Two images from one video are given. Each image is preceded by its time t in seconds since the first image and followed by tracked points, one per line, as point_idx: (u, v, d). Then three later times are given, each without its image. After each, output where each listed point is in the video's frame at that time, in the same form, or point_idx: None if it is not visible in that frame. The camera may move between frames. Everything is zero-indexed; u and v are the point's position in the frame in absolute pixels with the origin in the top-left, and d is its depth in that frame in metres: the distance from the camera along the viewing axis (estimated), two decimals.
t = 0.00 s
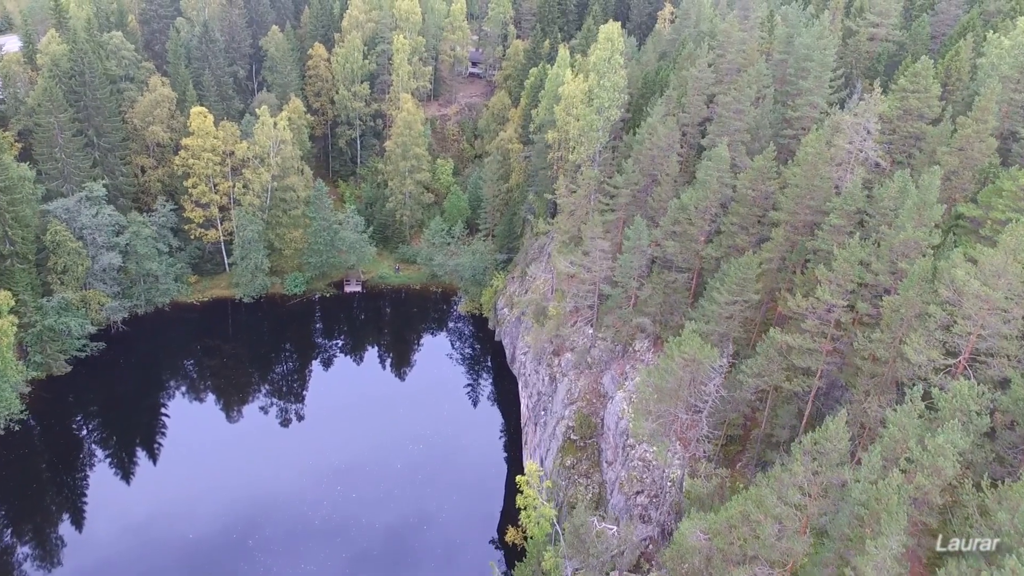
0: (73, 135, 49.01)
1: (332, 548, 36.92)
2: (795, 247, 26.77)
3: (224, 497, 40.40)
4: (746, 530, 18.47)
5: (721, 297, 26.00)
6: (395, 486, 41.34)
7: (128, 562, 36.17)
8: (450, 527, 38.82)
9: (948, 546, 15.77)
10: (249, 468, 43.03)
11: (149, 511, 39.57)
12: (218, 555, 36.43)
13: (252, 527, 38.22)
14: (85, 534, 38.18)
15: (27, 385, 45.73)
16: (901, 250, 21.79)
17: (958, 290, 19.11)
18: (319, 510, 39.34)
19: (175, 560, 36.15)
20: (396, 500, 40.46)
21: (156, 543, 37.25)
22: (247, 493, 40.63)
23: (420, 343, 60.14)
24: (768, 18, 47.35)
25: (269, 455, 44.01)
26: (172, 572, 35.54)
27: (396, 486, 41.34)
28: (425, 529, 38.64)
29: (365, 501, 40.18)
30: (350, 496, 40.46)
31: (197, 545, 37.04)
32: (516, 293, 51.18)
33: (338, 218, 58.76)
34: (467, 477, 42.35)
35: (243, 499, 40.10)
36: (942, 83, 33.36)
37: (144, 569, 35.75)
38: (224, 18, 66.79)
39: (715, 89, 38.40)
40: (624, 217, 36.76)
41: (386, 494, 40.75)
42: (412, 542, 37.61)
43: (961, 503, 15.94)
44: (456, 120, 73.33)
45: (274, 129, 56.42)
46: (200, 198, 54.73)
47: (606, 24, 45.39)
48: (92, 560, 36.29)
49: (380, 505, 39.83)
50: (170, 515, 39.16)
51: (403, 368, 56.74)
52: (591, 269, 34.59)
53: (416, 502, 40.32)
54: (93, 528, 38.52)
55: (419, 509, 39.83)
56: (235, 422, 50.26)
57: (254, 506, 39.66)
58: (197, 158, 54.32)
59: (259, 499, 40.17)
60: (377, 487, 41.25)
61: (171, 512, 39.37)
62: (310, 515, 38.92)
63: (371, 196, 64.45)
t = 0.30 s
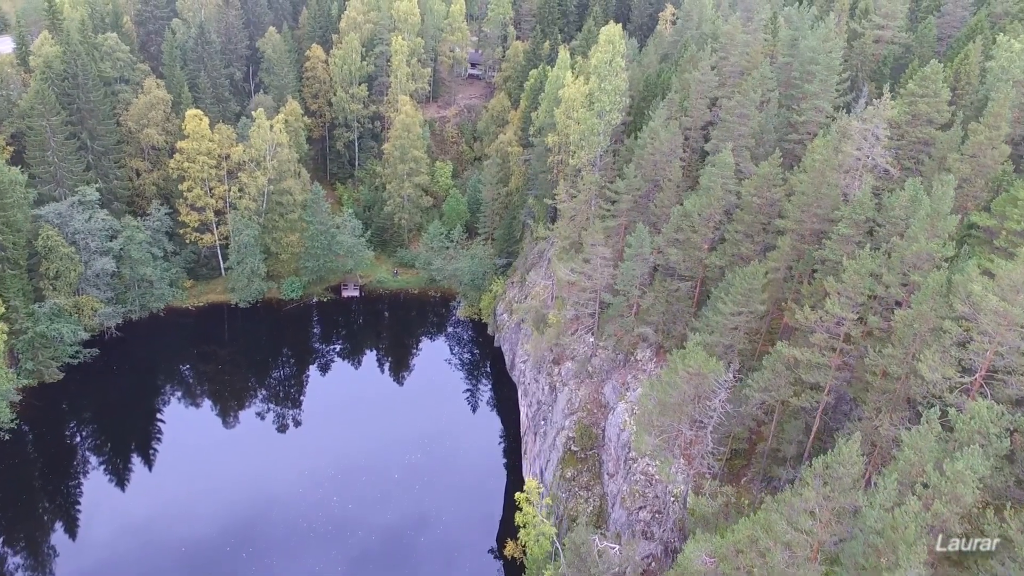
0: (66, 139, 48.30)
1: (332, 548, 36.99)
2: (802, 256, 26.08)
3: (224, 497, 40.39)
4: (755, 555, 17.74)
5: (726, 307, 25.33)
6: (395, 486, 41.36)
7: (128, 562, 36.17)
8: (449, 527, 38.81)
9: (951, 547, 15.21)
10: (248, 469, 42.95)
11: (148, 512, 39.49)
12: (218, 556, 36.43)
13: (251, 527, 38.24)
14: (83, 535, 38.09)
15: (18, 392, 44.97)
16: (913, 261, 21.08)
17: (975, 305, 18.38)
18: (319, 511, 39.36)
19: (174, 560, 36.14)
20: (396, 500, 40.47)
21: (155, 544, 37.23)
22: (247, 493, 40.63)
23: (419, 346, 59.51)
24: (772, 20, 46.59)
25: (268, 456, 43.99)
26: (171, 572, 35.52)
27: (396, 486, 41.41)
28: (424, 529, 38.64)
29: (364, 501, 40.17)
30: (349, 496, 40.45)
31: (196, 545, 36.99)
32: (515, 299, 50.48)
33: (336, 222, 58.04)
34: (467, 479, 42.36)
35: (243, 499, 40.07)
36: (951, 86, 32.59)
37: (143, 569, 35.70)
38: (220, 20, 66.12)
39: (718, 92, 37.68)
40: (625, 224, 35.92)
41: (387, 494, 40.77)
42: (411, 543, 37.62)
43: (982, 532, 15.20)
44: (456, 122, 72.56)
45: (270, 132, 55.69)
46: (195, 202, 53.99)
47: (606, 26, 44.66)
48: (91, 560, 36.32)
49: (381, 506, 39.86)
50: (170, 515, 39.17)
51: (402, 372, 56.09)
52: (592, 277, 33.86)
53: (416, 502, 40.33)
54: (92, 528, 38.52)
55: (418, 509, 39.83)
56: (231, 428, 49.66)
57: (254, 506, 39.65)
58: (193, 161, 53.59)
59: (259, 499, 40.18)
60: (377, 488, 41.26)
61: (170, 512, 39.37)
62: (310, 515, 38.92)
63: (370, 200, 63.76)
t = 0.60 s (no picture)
0: (59, 141, 47.65)
1: (332, 548, 36.79)
2: (808, 265, 25.49)
3: (223, 497, 40.19)
4: None
5: (731, 317, 24.74)
6: (395, 486, 41.20)
7: (127, 561, 35.97)
8: (449, 527, 38.60)
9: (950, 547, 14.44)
10: (247, 470, 42.70)
11: (147, 512, 39.29)
12: (218, 555, 36.22)
13: (251, 526, 38.07)
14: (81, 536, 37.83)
15: (9, 399, 44.24)
16: (924, 272, 20.45)
17: (991, 320, 17.75)
18: (318, 511, 39.17)
19: (173, 560, 35.95)
20: (396, 500, 40.26)
21: (154, 544, 37.03)
22: (246, 494, 40.43)
23: (418, 350, 58.93)
24: (775, 21, 45.96)
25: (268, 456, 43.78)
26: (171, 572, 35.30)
27: (396, 486, 41.25)
28: (424, 529, 38.42)
29: (364, 502, 39.96)
30: (348, 497, 40.25)
31: (196, 545, 36.77)
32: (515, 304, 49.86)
33: (333, 225, 57.38)
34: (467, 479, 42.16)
35: (242, 499, 39.86)
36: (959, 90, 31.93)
37: (143, 570, 35.47)
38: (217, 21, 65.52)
39: (721, 96, 37.07)
40: (627, 229, 35.24)
41: (386, 494, 40.59)
42: (411, 542, 37.41)
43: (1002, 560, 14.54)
44: (455, 124, 71.92)
45: (267, 134, 55.06)
46: (191, 206, 53.30)
47: (608, 28, 44.02)
48: (91, 559, 36.13)
49: (381, 507, 39.66)
50: (169, 515, 38.97)
51: (400, 376, 55.48)
52: (593, 284, 33.22)
53: (415, 502, 40.15)
54: (91, 528, 38.33)
55: (418, 509, 39.64)
56: (228, 432, 49.08)
57: (253, 506, 39.45)
58: (189, 164, 52.94)
59: (257, 499, 39.98)
60: (377, 488, 41.06)
61: (169, 512, 39.18)
62: (309, 515, 38.73)
63: (368, 202, 63.20)
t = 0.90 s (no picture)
0: (52, 145, 46.92)
1: (332, 548, 36.57)
2: (816, 275, 24.82)
3: (221, 498, 39.97)
4: None
5: (736, 330, 24.06)
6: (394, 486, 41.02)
7: (125, 563, 35.69)
8: (449, 527, 38.37)
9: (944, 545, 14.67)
10: (245, 472, 42.39)
11: (146, 512, 39.05)
12: (218, 555, 35.99)
13: (250, 527, 37.80)
14: (78, 537, 37.57)
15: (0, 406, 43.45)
16: (939, 286, 19.74)
17: (1011, 338, 17.05)
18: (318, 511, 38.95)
19: (171, 560, 35.69)
20: (396, 501, 40.01)
21: (153, 545, 36.77)
22: (245, 494, 40.21)
23: (417, 354, 58.24)
24: (779, 23, 45.25)
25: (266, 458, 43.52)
26: (169, 573, 35.02)
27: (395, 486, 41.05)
28: (424, 529, 38.20)
29: (363, 502, 39.74)
30: (348, 498, 40.03)
31: (195, 545, 36.54)
32: (515, 310, 49.14)
33: (331, 230, 56.63)
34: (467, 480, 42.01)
35: (240, 500, 39.62)
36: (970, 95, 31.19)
37: (141, 570, 35.23)
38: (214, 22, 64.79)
39: (725, 100, 36.38)
40: (629, 236, 34.46)
41: (386, 495, 40.39)
42: (411, 543, 37.13)
43: None
44: (454, 126, 71.21)
45: (264, 138, 54.33)
46: (186, 210, 52.58)
47: (609, 30, 43.30)
48: (88, 560, 35.88)
49: (380, 507, 39.44)
50: (168, 515, 38.75)
51: (399, 381, 54.78)
52: (594, 293, 32.46)
53: (415, 503, 39.92)
54: (88, 530, 38.07)
55: (417, 510, 39.40)
56: (225, 438, 48.39)
57: (253, 507, 39.22)
58: (184, 167, 52.19)
59: (256, 500, 39.76)
60: (376, 488, 40.84)
61: (168, 512, 38.97)
62: (309, 516, 38.49)
63: (366, 206, 62.52)
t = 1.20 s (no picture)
0: (45, 148, 46.26)
1: (332, 548, 36.81)
2: (823, 285, 24.23)
3: (222, 498, 40.23)
4: None
5: (742, 342, 23.42)
6: (394, 486, 41.26)
7: (125, 562, 35.90)
8: (448, 526, 38.59)
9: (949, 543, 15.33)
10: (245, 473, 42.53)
11: (146, 511, 39.33)
12: (218, 556, 36.26)
13: (250, 527, 38.10)
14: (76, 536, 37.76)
15: None
16: (953, 299, 19.08)
17: None
18: (317, 511, 39.26)
19: (171, 559, 35.97)
20: (395, 500, 40.25)
21: (153, 543, 37.06)
22: (245, 494, 40.47)
23: (416, 359, 57.63)
24: (783, 25, 44.57)
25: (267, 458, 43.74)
26: (170, 573, 35.28)
27: (395, 487, 41.25)
28: (423, 528, 38.44)
29: (363, 501, 39.99)
30: (348, 498, 40.27)
31: (195, 545, 36.83)
32: (515, 315, 48.50)
33: (329, 234, 55.82)
34: (466, 479, 42.26)
35: (241, 500, 39.93)
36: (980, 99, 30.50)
37: (142, 570, 35.43)
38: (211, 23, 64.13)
39: (729, 103, 35.70)
40: (630, 242, 33.80)
41: (385, 494, 40.63)
42: (410, 542, 37.33)
43: None
44: (454, 128, 70.54)
45: (260, 140, 53.65)
46: (182, 213, 51.94)
47: (611, 32, 42.62)
48: (89, 559, 36.13)
49: (380, 506, 39.68)
50: (169, 514, 39.04)
51: (398, 386, 54.17)
52: (595, 301, 31.76)
53: (414, 503, 40.10)
54: (88, 530, 38.20)
55: (417, 510, 39.62)
56: (221, 443, 47.88)
57: (253, 507, 39.51)
58: (179, 171, 51.54)
59: (257, 500, 40.03)
60: (375, 488, 41.08)
61: (169, 510, 39.28)
62: (308, 516, 38.77)
63: (365, 209, 61.88)
